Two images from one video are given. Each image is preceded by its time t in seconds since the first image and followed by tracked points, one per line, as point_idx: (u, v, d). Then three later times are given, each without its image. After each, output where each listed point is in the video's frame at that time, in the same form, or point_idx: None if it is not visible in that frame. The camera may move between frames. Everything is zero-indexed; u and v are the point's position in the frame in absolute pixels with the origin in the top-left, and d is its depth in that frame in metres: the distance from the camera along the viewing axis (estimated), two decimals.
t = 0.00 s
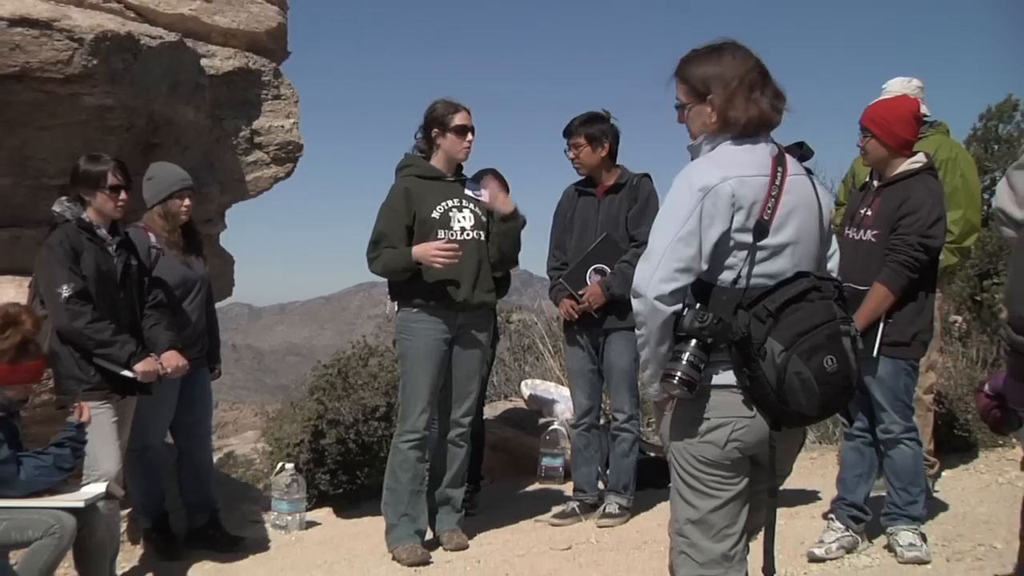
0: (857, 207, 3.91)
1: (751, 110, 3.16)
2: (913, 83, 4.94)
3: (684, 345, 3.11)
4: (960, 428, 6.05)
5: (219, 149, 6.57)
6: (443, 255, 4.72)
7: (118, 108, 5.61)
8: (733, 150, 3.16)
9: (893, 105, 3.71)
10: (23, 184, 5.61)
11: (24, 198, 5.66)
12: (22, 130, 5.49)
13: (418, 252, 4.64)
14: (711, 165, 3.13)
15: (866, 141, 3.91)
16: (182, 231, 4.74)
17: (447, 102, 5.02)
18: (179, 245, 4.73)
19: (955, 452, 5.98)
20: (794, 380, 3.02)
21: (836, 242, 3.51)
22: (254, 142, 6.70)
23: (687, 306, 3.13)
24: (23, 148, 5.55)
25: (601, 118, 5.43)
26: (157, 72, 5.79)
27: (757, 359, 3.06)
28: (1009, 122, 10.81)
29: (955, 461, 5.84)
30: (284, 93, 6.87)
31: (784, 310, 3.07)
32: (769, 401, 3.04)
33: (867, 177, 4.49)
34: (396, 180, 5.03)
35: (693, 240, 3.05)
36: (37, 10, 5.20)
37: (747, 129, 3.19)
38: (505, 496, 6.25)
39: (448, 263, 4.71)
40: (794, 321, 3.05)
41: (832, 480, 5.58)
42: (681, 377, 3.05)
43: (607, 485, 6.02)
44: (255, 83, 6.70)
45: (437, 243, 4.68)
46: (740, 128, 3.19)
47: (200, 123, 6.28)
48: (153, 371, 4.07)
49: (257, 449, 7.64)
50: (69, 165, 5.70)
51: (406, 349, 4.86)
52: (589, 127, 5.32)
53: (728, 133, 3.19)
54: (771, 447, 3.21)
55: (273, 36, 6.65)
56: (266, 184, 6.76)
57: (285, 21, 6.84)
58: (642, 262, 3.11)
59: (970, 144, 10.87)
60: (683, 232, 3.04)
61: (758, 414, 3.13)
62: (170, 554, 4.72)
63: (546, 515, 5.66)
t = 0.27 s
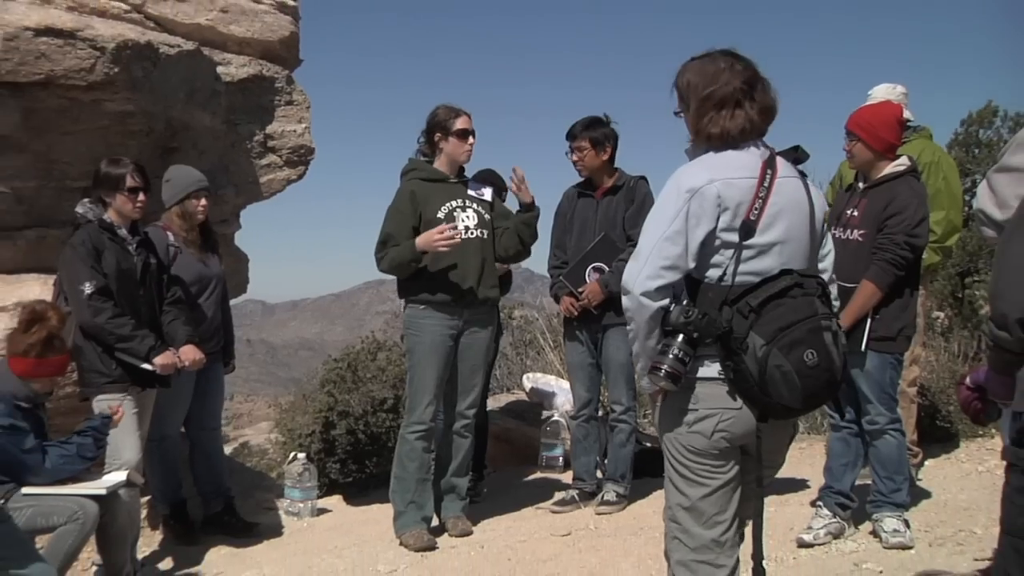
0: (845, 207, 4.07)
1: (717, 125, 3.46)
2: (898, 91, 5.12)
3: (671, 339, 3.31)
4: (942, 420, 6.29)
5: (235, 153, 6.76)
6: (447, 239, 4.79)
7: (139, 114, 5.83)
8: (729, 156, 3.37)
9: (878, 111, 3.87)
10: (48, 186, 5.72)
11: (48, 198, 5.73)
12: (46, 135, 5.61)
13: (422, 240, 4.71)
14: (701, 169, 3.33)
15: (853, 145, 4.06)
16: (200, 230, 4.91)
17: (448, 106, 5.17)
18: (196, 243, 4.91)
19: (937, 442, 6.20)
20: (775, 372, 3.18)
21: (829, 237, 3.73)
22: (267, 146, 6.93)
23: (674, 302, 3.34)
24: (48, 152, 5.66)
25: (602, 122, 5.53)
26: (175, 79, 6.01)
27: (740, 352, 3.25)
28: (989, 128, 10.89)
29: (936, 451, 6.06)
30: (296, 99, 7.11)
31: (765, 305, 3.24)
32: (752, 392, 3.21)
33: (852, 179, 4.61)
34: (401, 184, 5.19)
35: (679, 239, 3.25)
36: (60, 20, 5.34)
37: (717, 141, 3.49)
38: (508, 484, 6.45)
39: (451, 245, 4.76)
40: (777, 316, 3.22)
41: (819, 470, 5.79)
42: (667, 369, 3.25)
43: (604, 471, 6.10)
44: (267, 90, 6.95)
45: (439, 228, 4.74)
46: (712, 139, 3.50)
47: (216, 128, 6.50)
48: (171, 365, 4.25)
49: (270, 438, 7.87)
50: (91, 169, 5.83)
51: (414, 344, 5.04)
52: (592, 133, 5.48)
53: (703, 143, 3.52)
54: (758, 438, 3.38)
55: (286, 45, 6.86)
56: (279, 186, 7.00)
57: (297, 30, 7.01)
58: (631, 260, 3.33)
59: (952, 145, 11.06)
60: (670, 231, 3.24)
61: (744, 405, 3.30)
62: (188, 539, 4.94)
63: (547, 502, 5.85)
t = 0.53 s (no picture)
0: (832, 212, 4.25)
1: (713, 131, 3.64)
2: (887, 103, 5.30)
3: (665, 337, 3.50)
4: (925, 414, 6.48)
5: (251, 160, 6.99)
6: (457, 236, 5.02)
7: (159, 123, 6.07)
8: (723, 162, 3.56)
9: (863, 120, 4.04)
10: (73, 192, 6.07)
11: (74, 203, 6.10)
12: (73, 143, 5.95)
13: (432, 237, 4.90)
14: (695, 175, 3.52)
15: (840, 152, 4.24)
16: (217, 232, 5.11)
17: (454, 115, 5.35)
18: (214, 246, 5.11)
19: (920, 436, 6.41)
20: (764, 369, 3.37)
21: (819, 241, 3.94)
22: (281, 153, 7.15)
23: (668, 301, 3.53)
24: (74, 159, 6.01)
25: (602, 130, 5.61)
26: (194, 89, 6.23)
27: (730, 349, 3.44)
28: (969, 137, 11.15)
29: (920, 444, 6.27)
30: (309, 109, 7.35)
31: (755, 304, 3.43)
32: (742, 387, 3.40)
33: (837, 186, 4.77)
34: (409, 188, 5.36)
35: (673, 241, 3.43)
36: (86, 34, 5.63)
37: (712, 147, 3.67)
38: (512, 475, 6.64)
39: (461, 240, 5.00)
40: (766, 315, 3.41)
41: (809, 462, 6.03)
42: (661, 365, 3.44)
43: (602, 463, 6.21)
44: (281, 100, 7.17)
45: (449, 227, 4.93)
46: (707, 145, 3.68)
47: (233, 136, 6.72)
48: (191, 362, 4.44)
49: (285, 433, 8.13)
50: (114, 174, 6.18)
51: (420, 342, 5.23)
52: (597, 142, 5.59)
53: (698, 149, 3.71)
54: (748, 432, 3.57)
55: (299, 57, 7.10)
56: (293, 191, 7.18)
57: (310, 42, 7.30)
58: (627, 261, 3.52)
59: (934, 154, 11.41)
60: (664, 234, 3.43)
61: (735, 400, 3.49)
62: (206, 527, 5.13)
63: (548, 494, 6.04)
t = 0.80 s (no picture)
0: (821, 216, 4.43)
1: (709, 137, 3.83)
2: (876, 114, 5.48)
3: (664, 335, 3.68)
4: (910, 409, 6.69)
5: (267, 167, 7.24)
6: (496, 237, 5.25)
7: (180, 131, 6.37)
8: (719, 168, 3.75)
9: (850, 127, 4.22)
10: (98, 197, 6.36)
11: (99, 208, 6.40)
12: (98, 151, 6.23)
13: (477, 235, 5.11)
14: (693, 180, 3.71)
15: (829, 159, 4.43)
16: (236, 236, 5.32)
17: (459, 122, 5.54)
18: (233, 249, 5.34)
19: (905, 429, 6.62)
20: (759, 365, 3.55)
21: (810, 243, 4.13)
22: (295, 159, 7.38)
23: (668, 301, 3.72)
24: (100, 166, 6.29)
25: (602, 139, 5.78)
26: (213, 99, 6.50)
27: (726, 347, 3.63)
28: (952, 143, 11.31)
29: (905, 437, 6.48)
30: (322, 116, 7.57)
31: (750, 304, 3.62)
32: (738, 382, 3.58)
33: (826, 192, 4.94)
34: (418, 191, 5.60)
35: (672, 243, 3.63)
36: (111, 46, 5.91)
37: (708, 153, 3.86)
38: (518, 467, 6.85)
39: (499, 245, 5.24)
40: (760, 314, 3.60)
41: (800, 455, 6.26)
42: (660, 362, 3.64)
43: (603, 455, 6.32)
44: (296, 108, 7.41)
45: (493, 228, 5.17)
46: (703, 151, 3.88)
47: (249, 143, 6.97)
48: (210, 359, 4.66)
49: (298, 426, 8.38)
50: (137, 180, 6.46)
51: (427, 339, 5.41)
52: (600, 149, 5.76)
53: (694, 155, 3.90)
54: (743, 426, 3.76)
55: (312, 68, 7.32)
56: (307, 196, 7.42)
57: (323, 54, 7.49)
58: (628, 262, 3.71)
59: (918, 160, 11.69)
60: (664, 236, 3.62)
61: (730, 396, 3.68)
62: (224, 516, 5.38)
63: (552, 484, 6.26)
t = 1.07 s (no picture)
0: (811, 220, 4.63)
1: (704, 143, 4.02)
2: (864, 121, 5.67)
3: (662, 333, 3.88)
4: (896, 403, 6.91)
5: (283, 172, 7.54)
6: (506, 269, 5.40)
7: (198, 138, 6.62)
8: (712, 173, 3.94)
9: (837, 135, 4.42)
10: (121, 201, 6.63)
11: (122, 211, 6.66)
12: (121, 157, 6.50)
13: (488, 265, 5.31)
14: (688, 185, 3.90)
15: (818, 164, 4.63)
16: (253, 239, 5.54)
17: (464, 128, 5.73)
18: (250, 251, 5.56)
19: (892, 423, 6.86)
20: (753, 362, 3.74)
21: (801, 245, 4.32)
22: (309, 165, 7.67)
23: (665, 301, 3.91)
24: (122, 171, 6.56)
25: (601, 147, 5.96)
26: (229, 107, 6.76)
27: (721, 344, 3.82)
28: (936, 150, 11.51)
29: (892, 431, 6.71)
30: (334, 124, 7.92)
31: (744, 304, 3.82)
32: (732, 378, 3.77)
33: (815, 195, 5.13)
34: (426, 194, 5.77)
35: (669, 246, 3.82)
36: (134, 57, 6.18)
37: (703, 158, 4.04)
38: (522, 459, 7.07)
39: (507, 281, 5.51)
40: (752, 313, 3.79)
41: (792, 447, 6.50)
42: (657, 359, 3.83)
43: (602, 449, 6.56)
44: (310, 116, 7.74)
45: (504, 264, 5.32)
46: (698, 156, 4.06)
47: (265, 150, 7.24)
48: (228, 357, 4.87)
49: (312, 420, 8.64)
50: (158, 185, 6.71)
51: (433, 337, 5.61)
52: (601, 157, 5.95)
53: (689, 161, 4.09)
54: (737, 420, 3.95)
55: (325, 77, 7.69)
56: (320, 201, 7.73)
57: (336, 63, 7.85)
58: (627, 264, 3.89)
59: (906, 164, 12.18)
60: (661, 239, 3.82)
61: (725, 391, 3.87)
62: (241, 506, 5.59)
63: (554, 475, 6.47)
